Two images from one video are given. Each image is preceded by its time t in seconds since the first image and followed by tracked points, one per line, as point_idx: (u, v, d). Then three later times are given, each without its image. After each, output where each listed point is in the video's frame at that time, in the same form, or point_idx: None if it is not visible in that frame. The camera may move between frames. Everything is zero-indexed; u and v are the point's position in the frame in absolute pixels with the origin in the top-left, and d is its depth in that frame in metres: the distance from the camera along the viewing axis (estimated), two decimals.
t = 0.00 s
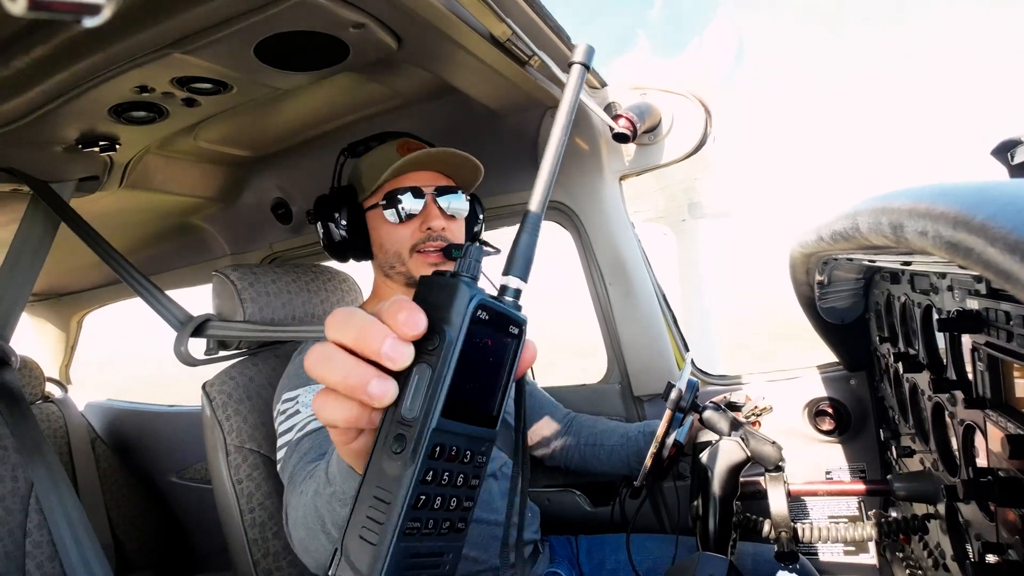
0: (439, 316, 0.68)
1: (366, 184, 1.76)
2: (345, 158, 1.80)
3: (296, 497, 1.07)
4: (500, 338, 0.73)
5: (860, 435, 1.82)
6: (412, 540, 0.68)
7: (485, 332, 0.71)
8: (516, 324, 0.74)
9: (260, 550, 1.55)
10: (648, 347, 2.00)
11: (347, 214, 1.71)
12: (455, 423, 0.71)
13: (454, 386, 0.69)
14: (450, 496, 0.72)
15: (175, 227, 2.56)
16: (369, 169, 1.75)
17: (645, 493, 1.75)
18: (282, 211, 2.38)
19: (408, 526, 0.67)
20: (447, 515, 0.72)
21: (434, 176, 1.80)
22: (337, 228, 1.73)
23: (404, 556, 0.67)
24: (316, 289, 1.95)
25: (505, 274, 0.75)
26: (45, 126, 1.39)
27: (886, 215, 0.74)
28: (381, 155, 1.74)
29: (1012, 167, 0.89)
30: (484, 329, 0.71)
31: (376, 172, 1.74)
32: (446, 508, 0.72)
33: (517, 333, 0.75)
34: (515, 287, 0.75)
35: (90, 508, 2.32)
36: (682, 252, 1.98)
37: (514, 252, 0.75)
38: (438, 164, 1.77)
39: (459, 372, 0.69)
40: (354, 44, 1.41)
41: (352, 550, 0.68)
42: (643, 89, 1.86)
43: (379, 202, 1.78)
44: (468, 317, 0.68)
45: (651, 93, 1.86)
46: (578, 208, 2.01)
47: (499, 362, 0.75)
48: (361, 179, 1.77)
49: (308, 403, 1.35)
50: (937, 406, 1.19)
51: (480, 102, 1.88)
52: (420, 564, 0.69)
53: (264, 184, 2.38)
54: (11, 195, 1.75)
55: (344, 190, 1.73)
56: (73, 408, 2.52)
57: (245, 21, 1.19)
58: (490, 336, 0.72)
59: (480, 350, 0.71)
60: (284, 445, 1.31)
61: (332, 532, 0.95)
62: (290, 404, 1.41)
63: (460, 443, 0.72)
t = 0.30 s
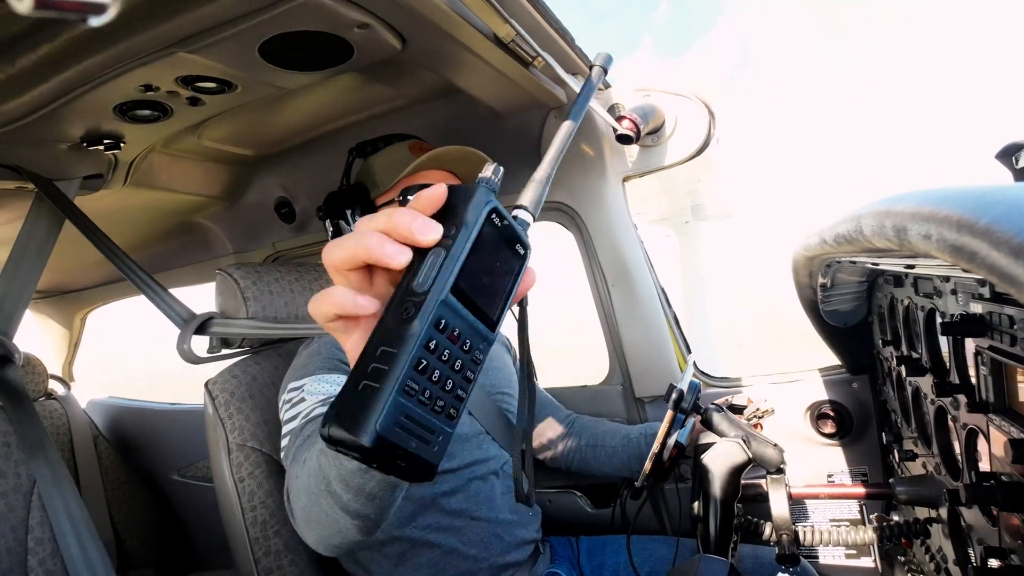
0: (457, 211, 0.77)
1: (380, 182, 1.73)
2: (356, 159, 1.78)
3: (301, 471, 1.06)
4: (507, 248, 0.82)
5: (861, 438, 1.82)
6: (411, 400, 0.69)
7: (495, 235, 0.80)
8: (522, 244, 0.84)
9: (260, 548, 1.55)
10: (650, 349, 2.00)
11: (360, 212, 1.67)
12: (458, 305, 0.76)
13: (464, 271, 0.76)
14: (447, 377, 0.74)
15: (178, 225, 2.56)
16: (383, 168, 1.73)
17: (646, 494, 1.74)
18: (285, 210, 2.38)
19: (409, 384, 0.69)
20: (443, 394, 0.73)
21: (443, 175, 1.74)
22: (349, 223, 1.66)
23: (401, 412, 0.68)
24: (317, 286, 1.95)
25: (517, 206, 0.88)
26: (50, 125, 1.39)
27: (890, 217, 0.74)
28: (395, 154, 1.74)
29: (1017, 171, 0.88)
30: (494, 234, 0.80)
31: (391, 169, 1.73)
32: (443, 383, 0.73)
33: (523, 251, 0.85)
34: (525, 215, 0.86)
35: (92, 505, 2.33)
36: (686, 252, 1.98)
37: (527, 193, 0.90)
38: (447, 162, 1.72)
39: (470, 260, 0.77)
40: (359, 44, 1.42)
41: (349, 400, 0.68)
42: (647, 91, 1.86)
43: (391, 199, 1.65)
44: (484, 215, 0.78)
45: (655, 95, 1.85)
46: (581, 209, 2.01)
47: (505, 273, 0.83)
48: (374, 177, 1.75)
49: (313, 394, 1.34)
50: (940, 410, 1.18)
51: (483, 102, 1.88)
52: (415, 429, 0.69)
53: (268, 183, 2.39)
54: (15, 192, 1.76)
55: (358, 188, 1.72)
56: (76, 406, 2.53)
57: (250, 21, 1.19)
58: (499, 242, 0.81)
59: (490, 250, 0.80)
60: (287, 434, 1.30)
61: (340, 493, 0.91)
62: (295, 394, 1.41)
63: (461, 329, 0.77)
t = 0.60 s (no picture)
0: (460, 247, 0.74)
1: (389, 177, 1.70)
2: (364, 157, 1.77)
3: (312, 471, 1.07)
4: (509, 266, 0.80)
5: (862, 432, 1.82)
6: (463, 442, 0.72)
7: (498, 259, 0.78)
8: (517, 253, 0.81)
9: (263, 542, 1.56)
10: (650, 343, 2.00)
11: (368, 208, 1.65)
12: (481, 339, 0.77)
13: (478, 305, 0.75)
14: (483, 406, 0.77)
15: (179, 221, 2.56)
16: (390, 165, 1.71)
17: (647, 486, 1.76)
18: (286, 205, 2.39)
19: (458, 429, 0.71)
20: (484, 422, 0.77)
21: (451, 173, 1.79)
22: (359, 220, 1.66)
23: (455, 457, 0.71)
24: (320, 283, 1.95)
25: (499, 212, 0.83)
26: (50, 119, 1.39)
27: (892, 211, 0.74)
28: (403, 151, 1.73)
29: (1020, 164, 0.88)
30: (496, 258, 0.77)
31: (400, 166, 1.70)
32: (481, 414, 0.76)
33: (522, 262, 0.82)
34: (513, 222, 0.82)
35: (95, 499, 2.34)
36: (688, 246, 2.00)
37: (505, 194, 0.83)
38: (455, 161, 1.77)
39: (482, 292, 0.75)
40: (359, 38, 1.41)
41: (408, 457, 0.70)
42: (649, 84, 1.85)
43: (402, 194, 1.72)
44: (486, 245, 0.75)
45: (656, 88, 1.85)
46: (583, 203, 2.00)
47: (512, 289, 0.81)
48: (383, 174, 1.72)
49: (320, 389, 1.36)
50: (941, 403, 1.18)
51: (484, 97, 1.88)
52: (468, 463, 0.73)
53: (268, 178, 2.39)
54: (16, 188, 1.76)
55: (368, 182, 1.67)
56: (78, 400, 2.53)
57: (250, 15, 1.19)
58: (500, 264, 0.78)
59: (495, 274, 0.78)
60: (296, 430, 1.31)
61: (356, 504, 0.94)
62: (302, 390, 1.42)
63: (485, 357, 0.78)
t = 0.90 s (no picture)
0: (442, 258, 0.73)
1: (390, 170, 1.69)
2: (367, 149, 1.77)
3: (312, 468, 1.08)
4: (493, 268, 0.78)
5: (859, 424, 1.83)
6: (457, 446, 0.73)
7: (483, 265, 0.76)
8: (500, 253, 0.79)
9: (264, 533, 1.57)
10: (650, 336, 2.00)
11: (371, 199, 1.68)
12: (470, 343, 0.77)
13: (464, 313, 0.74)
14: (475, 407, 0.78)
15: (178, 213, 2.56)
16: (391, 158, 1.70)
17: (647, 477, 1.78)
18: (285, 197, 2.38)
19: (453, 435, 0.72)
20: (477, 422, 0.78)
21: (454, 165, 1.79)
22: (361, 212, 1.70)
23: (452, 461, 0.72)
24: (320, 275, 1.95)
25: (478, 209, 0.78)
26: (47, 111, 1.39)
27: (891, 204, 0.74)
28: (406, 144, 1.70)
29: (1021, 156, 0.88)
30: (480, 264, 0.75)
31: (402, 158, 1.68)
32: (475, 414, 0.77)
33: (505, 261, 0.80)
34: (492, 220, 0.78)
35: (95, 490, 2.34)
36: (688, 240, 1.99)
37: (483, 189, 0.78)
38: (459, 153, 1.77)
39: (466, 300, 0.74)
40: (358, 29, 1.41)
41: (407, 466, 0.71)
42: (648, 76, 1.84)
43: (403, 185, 1.69)
44: (468, 253, 0.73)
45: (655, 80, 1.84)
46: (582, 196, 2.00)
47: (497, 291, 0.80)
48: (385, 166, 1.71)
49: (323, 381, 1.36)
50: (939, 396, 1.19)
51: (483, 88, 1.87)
52: (465, 463, 0.75)
53: (266, 171, 2.38)
54: (14, 180, 1.75)
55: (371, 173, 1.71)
56: (78, 392, 2.54)
57: (247, 6, 1.18)
58: (484, 268, 0.76)
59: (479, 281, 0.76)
60: (298, 423, 1.32)
61: (355, 505, 0.95)
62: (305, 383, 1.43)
63: (474, 360, 0.78)
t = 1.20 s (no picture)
0: (424, 240, 0.73)
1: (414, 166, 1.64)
2: (383, 144, 1.68)
3: (304, 469, 1.09)
4: (472, 250, 0.80)
5: (856, 425, 1.83)
6: (446, 421, 0.74)
7: (461, 247, 0.77)
8: (479, 236, 0.82)
9: (261, 532, 1.57)
10: (647, 334, 2.01)
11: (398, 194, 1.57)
12: (454, 323, 0.77)
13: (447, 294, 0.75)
14: (462, 385, 0.79)
15: (176, 211, 2.56)
16: (414, 155, 1.64)
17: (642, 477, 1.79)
18: (283, 195, 2.38)
19: (442, 411, 0.73)
20: (464, 399, 0.78)
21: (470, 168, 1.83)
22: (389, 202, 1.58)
23: (442, 437, 0.73)
24: (317, 274, 1.95)
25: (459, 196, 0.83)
26: (45, 108, 1.38)
27: (889, 205, 0.74)
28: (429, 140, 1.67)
29: (1018, 159, 0.88)
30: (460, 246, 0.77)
31: (426, 158, 1.65)
32: (462, 392, 0.78)
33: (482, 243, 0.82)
34: (471, 204, 0.82)
35: (90, 486, 2.34)
36: (685, 239, 1.97)
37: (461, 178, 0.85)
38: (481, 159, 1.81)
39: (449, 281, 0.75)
40: (357, 27, 1.40)
41: (399, 443, 0.72)
42: (648, 76, 1.84)
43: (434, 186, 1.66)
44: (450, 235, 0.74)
45: (655, 80, 1.84)
46: (581, 195, 2.00)
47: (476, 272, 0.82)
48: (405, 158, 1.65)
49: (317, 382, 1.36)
50: (935, 397, 1.19)
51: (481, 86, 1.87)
52: (454, 440, 0.76)
53: (265, 168, 2.38)
54: (11, 176, 1.75)
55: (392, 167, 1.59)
56: (75, 390, 2.53)
57: (246, 4, 1.18)
58: (463, 250, 0.78)
59: (460, 261, 0.78)
60: (291, 425, 1.32)
61: (345, 502, 0.95)
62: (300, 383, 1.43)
63: (460, 340, 0.79)
